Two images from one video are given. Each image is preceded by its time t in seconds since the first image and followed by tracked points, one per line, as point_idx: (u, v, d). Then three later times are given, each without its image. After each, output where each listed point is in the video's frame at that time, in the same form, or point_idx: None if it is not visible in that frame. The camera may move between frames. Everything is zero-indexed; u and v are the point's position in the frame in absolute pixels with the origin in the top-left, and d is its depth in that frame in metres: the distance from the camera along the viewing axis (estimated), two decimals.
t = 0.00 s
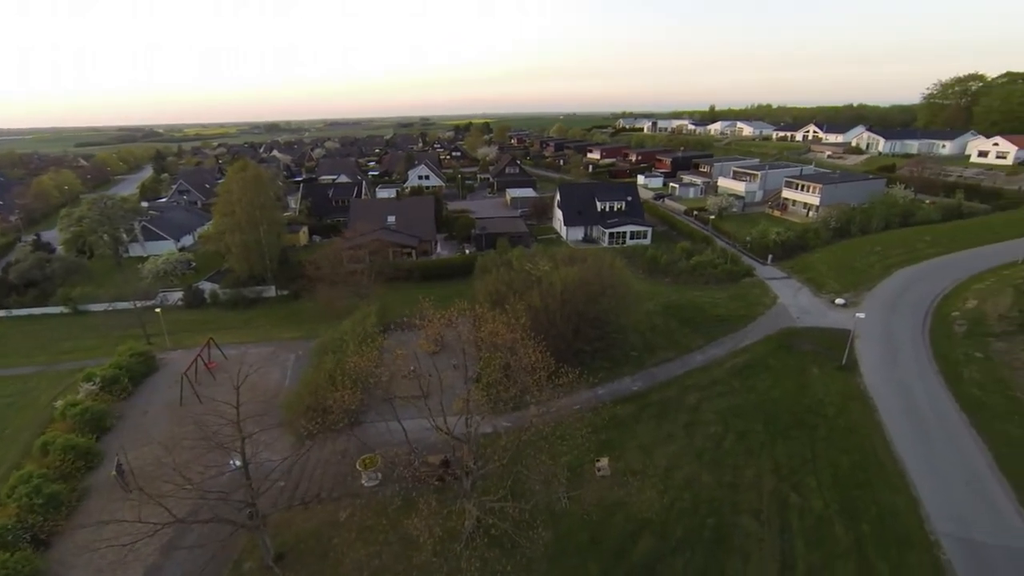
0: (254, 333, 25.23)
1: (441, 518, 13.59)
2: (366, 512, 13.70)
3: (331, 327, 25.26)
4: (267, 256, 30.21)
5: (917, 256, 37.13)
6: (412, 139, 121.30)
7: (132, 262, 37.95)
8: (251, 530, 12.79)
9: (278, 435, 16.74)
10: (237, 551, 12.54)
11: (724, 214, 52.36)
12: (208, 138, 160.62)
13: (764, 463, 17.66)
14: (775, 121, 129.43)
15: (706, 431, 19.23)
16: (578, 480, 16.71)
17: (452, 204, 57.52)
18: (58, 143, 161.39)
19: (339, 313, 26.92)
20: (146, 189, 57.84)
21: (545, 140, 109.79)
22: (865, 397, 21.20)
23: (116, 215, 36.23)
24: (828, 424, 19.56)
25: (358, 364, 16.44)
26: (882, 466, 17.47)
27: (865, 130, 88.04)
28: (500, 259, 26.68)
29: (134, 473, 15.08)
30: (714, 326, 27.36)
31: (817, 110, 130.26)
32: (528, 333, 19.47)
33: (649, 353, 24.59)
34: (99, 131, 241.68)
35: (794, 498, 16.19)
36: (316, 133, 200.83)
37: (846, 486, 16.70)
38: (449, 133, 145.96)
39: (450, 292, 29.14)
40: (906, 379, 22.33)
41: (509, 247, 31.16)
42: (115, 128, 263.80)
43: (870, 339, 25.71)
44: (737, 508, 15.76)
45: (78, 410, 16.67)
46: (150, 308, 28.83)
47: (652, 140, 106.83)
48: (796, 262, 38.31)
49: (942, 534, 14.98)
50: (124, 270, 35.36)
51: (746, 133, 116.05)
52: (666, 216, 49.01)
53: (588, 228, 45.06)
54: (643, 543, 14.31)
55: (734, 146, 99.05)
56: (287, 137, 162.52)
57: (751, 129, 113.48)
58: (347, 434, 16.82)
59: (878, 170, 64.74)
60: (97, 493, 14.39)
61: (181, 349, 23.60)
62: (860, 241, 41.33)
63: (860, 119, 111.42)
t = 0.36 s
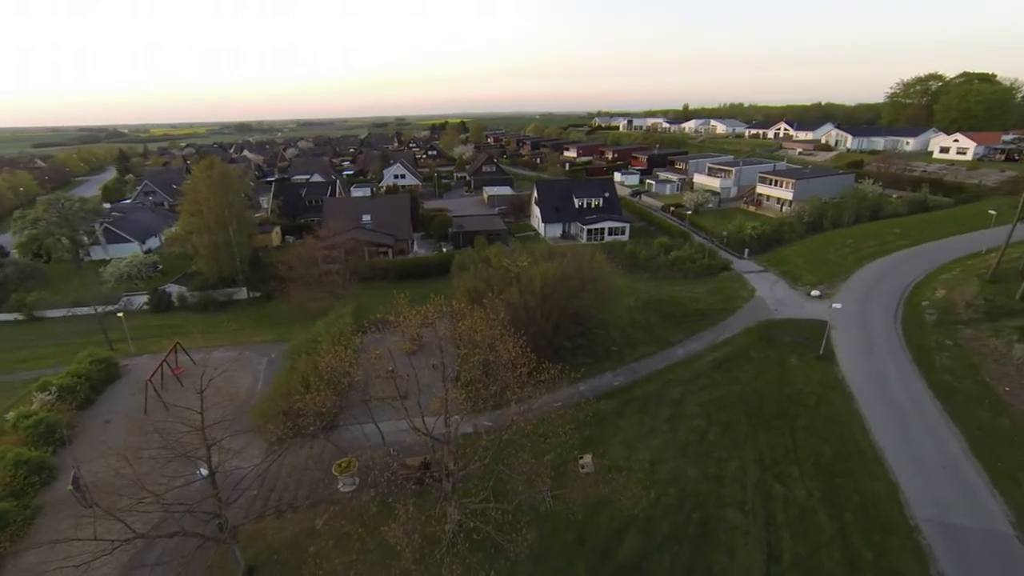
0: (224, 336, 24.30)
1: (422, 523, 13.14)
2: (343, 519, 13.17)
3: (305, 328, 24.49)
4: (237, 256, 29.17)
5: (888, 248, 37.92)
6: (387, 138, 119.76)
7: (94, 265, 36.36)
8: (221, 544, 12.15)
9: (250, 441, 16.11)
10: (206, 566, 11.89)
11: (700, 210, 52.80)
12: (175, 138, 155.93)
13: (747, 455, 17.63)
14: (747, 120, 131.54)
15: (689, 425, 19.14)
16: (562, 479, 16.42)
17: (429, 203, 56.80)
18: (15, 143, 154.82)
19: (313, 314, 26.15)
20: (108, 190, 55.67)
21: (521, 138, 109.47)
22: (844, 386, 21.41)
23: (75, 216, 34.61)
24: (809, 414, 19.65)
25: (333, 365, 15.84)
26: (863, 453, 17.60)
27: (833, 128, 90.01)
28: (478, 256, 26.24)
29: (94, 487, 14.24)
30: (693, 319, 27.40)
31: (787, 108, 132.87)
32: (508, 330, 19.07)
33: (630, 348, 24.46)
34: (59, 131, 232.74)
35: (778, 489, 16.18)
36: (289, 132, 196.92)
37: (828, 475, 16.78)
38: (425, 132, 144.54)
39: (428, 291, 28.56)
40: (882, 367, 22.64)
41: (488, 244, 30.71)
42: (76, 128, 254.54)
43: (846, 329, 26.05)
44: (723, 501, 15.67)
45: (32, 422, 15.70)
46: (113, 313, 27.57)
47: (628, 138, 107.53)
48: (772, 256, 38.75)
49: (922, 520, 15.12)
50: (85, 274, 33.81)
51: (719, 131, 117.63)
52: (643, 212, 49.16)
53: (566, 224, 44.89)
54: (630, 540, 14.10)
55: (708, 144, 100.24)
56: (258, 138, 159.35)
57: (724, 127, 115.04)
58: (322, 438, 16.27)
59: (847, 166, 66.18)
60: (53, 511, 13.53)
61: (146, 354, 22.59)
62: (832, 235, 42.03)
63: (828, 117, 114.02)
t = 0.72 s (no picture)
0: (205, 340, 23.64)
1: (410, 529, 12.73)
2: (328, 526, 12.71)
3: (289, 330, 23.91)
4: (218, 257, 28.46)
5: (874, 244, 38.15)
6: (374, 139, 118.71)
7: (69, 269, 35.36)
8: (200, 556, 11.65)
9: (229, 448, 15.53)
10: None
11: (687, 207, 52.84)
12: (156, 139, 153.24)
13: (741, 452, 17.44)
14: (732, 118, 132.38)
15: (682, 422, 18.91)
16: (554, 480, 16.10)
17: (416, 203, 56.23)
18: None
19: (298, 316, 25.56)
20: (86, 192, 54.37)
21: (508, 138, 109.12)
22: (835, 380, 21.34)
23: (49, 219, 33.55)
24: (801, 410, 19.52)
25: (316, 367, 15.35)
26: (856, 447, 17.50)
27: (817, 125, 90.80)
28: (465, 254, 25.83)
29: (65, 500, 13.65)
30: (684, 316, 27.23)
31: (771, 107, 133.98)
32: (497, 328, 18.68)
33: (620, 346, 24.20)
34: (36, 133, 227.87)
35: (773, 485, 16.00)
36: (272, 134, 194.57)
37: (822, 470, 16.63)
38: (411, 133, 143.64)
39: (415, 291, 28.07)
40: (872, 361, 22.63)
41: (475, 242, 30.30)
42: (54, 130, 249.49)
43: (836, 324, 26.04)
44: (718, 499, 15.44)
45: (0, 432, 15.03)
46: (89, 317, 26.74)
47: (615, 137, 107.63)
48: (760, 252, 38.78)
49: (917, 513, 15.02)
50: (60, 277, 32.83)
51: (705, 129, 118.20)
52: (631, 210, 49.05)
53: (554, 223, 44.62)
54: (625, 542, 13.82)
55: (695, 142, 100.66)
56: (242, 138, 157.96)
57: (710, 125, 115.61)
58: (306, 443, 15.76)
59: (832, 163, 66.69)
60: (22, 525, 12.92)
61: (122, 360, 21.86)
62: (819, 231, 42.21)
63: (812, 115, 115.13)
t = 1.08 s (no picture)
0: (181, 342, 22.86)
1: (397, 534, 12.32)
2: (311, 533, 12.23)
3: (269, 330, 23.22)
4: (194, 257, 27.55)
5: (855, 237, 38.53)
6: (355, 137, 117.29)
7: (37, 271, 34.04)
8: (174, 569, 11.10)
9: (205, 454, 14.93)
10: None
11: (671, 203, 52.96)
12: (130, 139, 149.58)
13: (731, 446, 17.29)
14: (713, 116, 133.44)
15: (672, 417, 18.72)
16: (544, 479, 15.79)
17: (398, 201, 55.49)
18: None
19: (277, 316, 24.87)
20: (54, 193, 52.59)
21: (492, 136, 108.56)
22: (823, 372, 21.32)
23: (14, 220, 32.24)
24: (790, 402, 19.45)
25: (295, 368, 14.81)
26: (845, 438, 17.47)
27: (797, 123, 91.86)
28: (450, 251, 25.37)
29: (29, 514, 12.97)
30: (671, 311, 27.11)
31: (751, 105, 135.35)
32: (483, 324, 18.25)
33: (608, 341, 23.98)
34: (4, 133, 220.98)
35: (764, 479, 15.87)
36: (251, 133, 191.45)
37: (813, 462, 16.56)
38: (393, 132, 142.16)
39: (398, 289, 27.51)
40: (857, 353, 22.71)
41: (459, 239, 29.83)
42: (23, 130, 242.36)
43: (821, 316, 26.13)
44: (711, 493, 15.28)
45: None
46: (58, 320, 25.71)
47: (597, 135, 107.75)
48: (745, 246, 38.92)
49: (906, 502, 15.01)
50: (26, 280, 31.56)
51: (687, 127, 118.92)
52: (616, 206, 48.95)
53: (538, 219, 44.31)
54: (617, 541, 13.59)
55: (677, 140, 101.21)
56: (219, 137, 154.79)
57: (691, 123, 116.39)
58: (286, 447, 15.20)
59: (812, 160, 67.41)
60: None
61: (92, 364, 20.99)
62: (801, 225, 42.53)
63: (791, 113, 116.50)
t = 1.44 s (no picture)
0: (142, 349, 21.81)
1: (374, 541, 11.84)
2: (282, 544, 11.66)
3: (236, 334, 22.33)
4: (155, 260, 26.36)
5: (824, 229, 39.31)
6: (325, 137, 115.06)
7: None
8: None
9: (167, 463, 14.19)
10: None
11: (645, 198, 53.27)
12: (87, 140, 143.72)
13: (713, 436, 17.27)
14: (684, 114, 135.17)
15: (653, 410, 18.62)
16: (526, 477, 15.50)
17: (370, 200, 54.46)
18: None
19: (245, 319, 23.97)
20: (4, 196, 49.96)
21: (465, 135, 107.87)
22: (800, 360, 21.53)
23: None
24: (768, 390, 19.56)
25: (262, 371, 14.14)
26: (823, 424, 17.63)
27: (765, 119, 93.67)
28: (424, 248, 24.84)
29: None
30: (648, 304, 27.10)
31: (720, 103, 137.61)
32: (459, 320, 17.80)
33: (586, 335, 23.79)
34: None
35: (746, 468, 15.88)
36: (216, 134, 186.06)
37: (793, 449, 16.63)
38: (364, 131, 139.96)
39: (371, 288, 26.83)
40: (831, 340, 23.03)
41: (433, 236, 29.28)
42: None
43: (795, 305, 26.45)
44: (694, 485, 15.22)
45: None
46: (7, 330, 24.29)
47: (570, 133, 108.02)
48: (718, 240, 39.28)
49: (883, 485, 15.19)
50: None
51: (658, 124, 120.14)
52: (591, 202, 48.94)
53: (513, 217, 43.98)
54: (602, 537, 13.43)
55: (649, 136, 102.10)
56: (183, 138, 149.85)
57: (663, 120, 117.65)
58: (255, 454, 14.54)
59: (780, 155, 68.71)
60: None
61: (45, 375, 19.85)
62: (772, 218, 43.20)
63: (759, 110, 118.78)
